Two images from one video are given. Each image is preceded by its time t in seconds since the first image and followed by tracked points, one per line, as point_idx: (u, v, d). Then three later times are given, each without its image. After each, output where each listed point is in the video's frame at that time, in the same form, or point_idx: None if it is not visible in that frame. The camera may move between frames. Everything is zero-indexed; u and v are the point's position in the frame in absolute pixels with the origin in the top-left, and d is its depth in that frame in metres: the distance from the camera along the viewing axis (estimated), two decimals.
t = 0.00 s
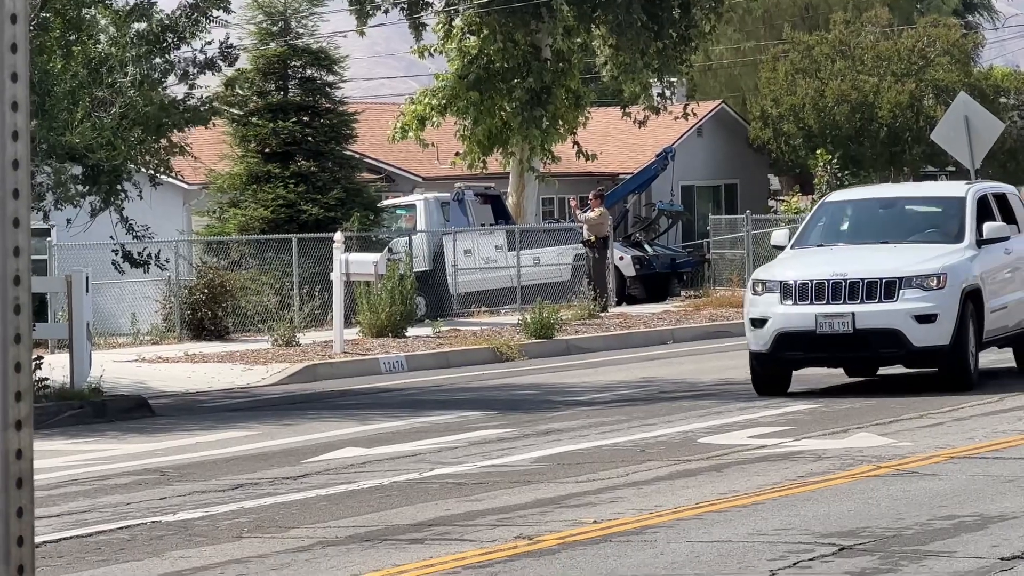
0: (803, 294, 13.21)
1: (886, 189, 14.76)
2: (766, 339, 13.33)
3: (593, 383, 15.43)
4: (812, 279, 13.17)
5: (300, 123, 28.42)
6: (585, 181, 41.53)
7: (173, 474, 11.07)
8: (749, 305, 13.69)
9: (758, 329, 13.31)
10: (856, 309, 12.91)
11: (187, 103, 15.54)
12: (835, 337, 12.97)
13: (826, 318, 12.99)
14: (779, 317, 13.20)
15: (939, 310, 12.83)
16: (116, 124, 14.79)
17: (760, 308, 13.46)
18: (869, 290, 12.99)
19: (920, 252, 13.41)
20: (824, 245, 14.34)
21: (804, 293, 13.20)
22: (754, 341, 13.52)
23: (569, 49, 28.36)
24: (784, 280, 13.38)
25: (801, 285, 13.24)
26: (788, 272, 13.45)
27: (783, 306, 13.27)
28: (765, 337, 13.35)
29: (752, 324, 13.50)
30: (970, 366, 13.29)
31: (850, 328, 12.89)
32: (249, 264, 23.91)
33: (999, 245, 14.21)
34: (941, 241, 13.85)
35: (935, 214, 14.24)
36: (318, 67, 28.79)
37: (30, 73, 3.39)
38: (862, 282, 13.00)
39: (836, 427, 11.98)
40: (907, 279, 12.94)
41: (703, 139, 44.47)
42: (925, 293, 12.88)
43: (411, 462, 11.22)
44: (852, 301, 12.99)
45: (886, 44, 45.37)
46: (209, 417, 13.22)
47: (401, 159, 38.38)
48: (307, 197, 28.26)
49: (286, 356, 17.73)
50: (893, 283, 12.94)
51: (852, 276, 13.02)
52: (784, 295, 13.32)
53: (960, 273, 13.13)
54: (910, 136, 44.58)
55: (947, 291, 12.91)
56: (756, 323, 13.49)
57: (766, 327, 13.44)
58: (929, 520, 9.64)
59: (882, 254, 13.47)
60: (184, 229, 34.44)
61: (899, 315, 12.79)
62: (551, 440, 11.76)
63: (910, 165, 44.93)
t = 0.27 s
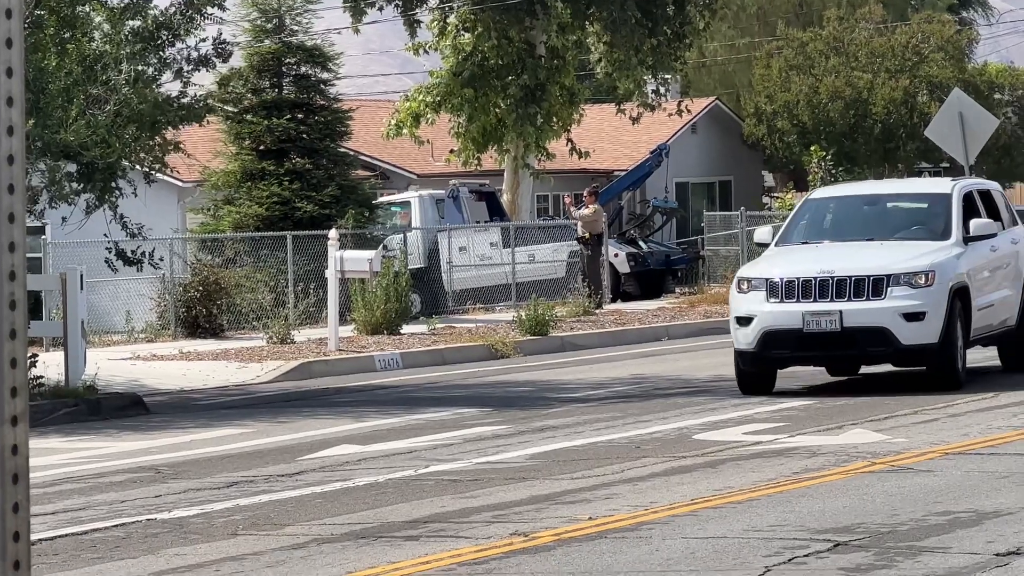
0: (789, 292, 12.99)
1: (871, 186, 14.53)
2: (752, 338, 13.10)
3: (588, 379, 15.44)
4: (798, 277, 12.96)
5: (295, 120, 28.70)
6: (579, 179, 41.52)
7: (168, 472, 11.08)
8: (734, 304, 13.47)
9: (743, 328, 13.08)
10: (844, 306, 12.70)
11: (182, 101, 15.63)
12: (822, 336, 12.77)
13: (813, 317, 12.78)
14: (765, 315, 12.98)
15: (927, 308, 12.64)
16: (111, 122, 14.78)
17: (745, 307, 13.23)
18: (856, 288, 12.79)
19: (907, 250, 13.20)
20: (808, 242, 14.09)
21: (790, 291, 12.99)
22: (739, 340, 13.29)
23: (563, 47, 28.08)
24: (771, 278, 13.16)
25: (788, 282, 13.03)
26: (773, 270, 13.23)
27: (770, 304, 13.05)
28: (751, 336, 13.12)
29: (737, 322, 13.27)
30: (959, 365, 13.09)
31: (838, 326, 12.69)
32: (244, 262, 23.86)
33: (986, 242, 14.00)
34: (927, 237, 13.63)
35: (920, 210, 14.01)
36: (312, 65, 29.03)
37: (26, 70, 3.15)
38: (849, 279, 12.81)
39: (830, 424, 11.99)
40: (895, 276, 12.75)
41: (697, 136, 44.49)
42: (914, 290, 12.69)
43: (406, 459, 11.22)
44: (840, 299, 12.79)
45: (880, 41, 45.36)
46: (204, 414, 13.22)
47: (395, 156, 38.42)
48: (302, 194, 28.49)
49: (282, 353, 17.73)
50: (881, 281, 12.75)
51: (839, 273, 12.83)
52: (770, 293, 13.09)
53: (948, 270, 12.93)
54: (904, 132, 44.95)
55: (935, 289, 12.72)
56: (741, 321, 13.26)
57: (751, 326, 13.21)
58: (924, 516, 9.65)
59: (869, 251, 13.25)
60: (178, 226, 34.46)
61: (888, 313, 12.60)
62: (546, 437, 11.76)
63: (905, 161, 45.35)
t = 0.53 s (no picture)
0: (770, 289, 12.58)
1: (849, 181, 14.19)
2: (730, 336, 12.69)
3: (577, 375, 15.45)
4: (779, 274, 12.55)
5: (284, 117, 28.56)
6: (568, 174, 41.75)
7: (157, 469, 11.07)
8: (712, 301, 13.05)
9: (722, 326, 12.67)
10: (825, 303, 12.32)
11: (171, 98, 15.50)
12: (803, 334, 12.37)
13: (794, 314, 12.39)
14: (745, 313, 12.57)
15: (910, 305, 12.27)
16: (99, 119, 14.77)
17: (723, 303, 12.82)
18: (838, 284, 12.41)
19: (889, 245, 12.84)
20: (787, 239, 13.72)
21: (771, 287, 12.58)
22: (717, 338, 12.87)
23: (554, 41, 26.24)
24: (750, 274, 12.74)
25: (768, 278, 12.61)
26: (753, 267, 12.82)
27: (749, 301, 12.63)
28: (730, 333, 12.70)
29: (716, 320, 12.85)
30: (942, 363, 12.72)
31: (820, 323, 12.30)
32: (232, 258, 23.90)
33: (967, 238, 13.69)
34: (908, 233, 13.28)
35: (900, 206, 13.67)
36: (301, 61, 28.84)
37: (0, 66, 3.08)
38: (831, 276, 12.42)
39: (820, 419, 11.99)
40: (878, 272, 12.37)
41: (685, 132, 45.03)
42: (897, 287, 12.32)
43: (394, 455, 11.21)
44: (821, 296, 12.40)
45: (869, 35, 44.55)
46: (194, 410, 13.23)
47: (384, 153, 38.47)
48: (291, 190, 28.25)
49: (271, 349, 17.74)
50: (863, 278, 12.38)
51: (821, 270, 12.43)
52: (750, 290, 12.68)
53: (932, 266, 12.58)
54: (893, 128, 44.26)
55: (919, 286, 12.36)
56: (720, 319, 12.84)
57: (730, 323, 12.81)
58: (914, 511, 9.65)
59: (849, 247, 12.88)
60: (167, 223, 34.51)
61: (870, 310, 12.22)
62: (536, 432, 11.76)
63: (894, 156, 44.61)
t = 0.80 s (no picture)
0: (749, 288, 12.40)
1: (825, 178, 13.98)
2: (709, 336, 12.50)
3: (565, 372, 15.48)
4: (758, 272, 12.37)
5: (271, 115, 28.49)
6: (554, 171, 41.66)
7: (145, 467, 11.10)
8: (689, 300, 12.85)
9: (701, 325, 12.49)
10: (806, 303, 12.16)
11: (159, 95, 15.43)
12: (783, 333, 12.21)
13: (774, 313, 12.22)
14: (723, 312, 12.39)
15: (892, 304, 12.13)
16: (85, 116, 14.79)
17: (701, 302, 12.62)
18: (819, 283, 12.24)
19: (869, 243, 12.67)
20: (764, 237, 13.50)
21: (750, 286, 12.40)
22: (694, 338, 12.69)
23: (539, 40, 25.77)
24: (728, 273, 12.55)
25: (747, 277, 12.43)
26: (730, 265, 12.63)
27: (727, 300, 12.45)
28: (709, 333, 12.52)
29: (693, 319, 12.66)
30: (924, 362, 12.60)
31: (800, 323, 12.13)
32: (221, 255, 23.98)
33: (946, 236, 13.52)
34: (888, 231, 13.11)
35: (878, 203, 13.47)
36: (288, 60, 28.76)
37: None
38: (812, 274, 12.25)
39: (807, 416, 12.01)
40: (859, 271, 12.22)
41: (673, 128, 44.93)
42: (878, 286, 12.17)
43: (381, 453, 11.24)
44: (802, 295, 12.23)
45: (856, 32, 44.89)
46: (182, 408, 13.26)
47: (372, 150, 38.45)
48: (278, 188, 28.23)
49: (259, 347, 17.78)
50: (844, 276, 12.22)
51: (801, 268, 12.26)
52: (729, 289, 12.49)
53: (913, 264, 12.44)
54: (881, 125, 44.67)
55: (901, 284, 12.22)
56: (697, 318, 12.65)
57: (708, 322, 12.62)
58: (900, 508, 9.66)
59: (829, 245, 12.70)
60: (156, 220, 34.52)
61: (851, 309, 12.06)
62: (523, 430, 11.79)
63: (881, 153, 44.91)
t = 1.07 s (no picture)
0: (719, 287, 12.14)
1: (793, 174, 13.70)
2: (678, 336, 12.24)
3: (545, 368, 15.48)
4: (729, 272, 12.10)
5: (251, 112, 28.47)
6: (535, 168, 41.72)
7: (124, 464, 11.10)
8: (657, 299, 12.58)
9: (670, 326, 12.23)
10: (778, 302, 11.90)
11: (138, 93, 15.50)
12: (755, 333, 11.96)
13: (745, 313, 11.97)
14: (694, 312, 12.12)
15: (866, 304, 11.89)
16: (64, 113, 14.79)
17: (670, 302, 12.35)
18: (790, 282, 11.99)
19: (840, 241, 12.42)
20: (731, 235, 13.21)
21: (720, 286, 12.13)
22: (663, 338, 12.42)
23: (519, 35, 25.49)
24: (697, 272, 12.28)
25: (717, 277, 12.16)
26: (699, 264, 12.35)
27: (697, 300, 12.18)
28: (678, 334, 12.25)
29: (662, 318, 12.39)
30: (897, 362, 12.38)
31: (772, 323, 11.89)
32: (201, 252, 24.00)
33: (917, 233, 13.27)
34: (858, 229, 12.85)
35: (846, 199, 13.21)
36: (269, 55, 28.85)
37: None
38: (784, 273, 11.99)
39: (787, 413, 12.03)
40: (832, 269, 11.98)
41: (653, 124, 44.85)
42: (851, 285, 11.93)
43: (362, 449, 11.24)
44: (774, 294, 11.98)
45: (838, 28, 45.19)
46: (162, 405, 13.27)
47: (353, 147, 38.44)
48: (259, 184, 28.20)
49: (239, 344, 17.78)
50: (817, 275, 11.98)
51: (773, 267, 12.00)
52: (698, 289, 12.21)
53: (886, 263, 12.20)
54: (861, 120, 44.51)
55: (874, 284, 11.98)
56: (666, 318, 12.38)
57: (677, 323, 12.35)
58: (881, 504, 9.66)
59: (799, 243, 12.44)
60: (136, 217, 34.50)
61: (824, 309, 11.83)
62: (503, 426, 11.79)
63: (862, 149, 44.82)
